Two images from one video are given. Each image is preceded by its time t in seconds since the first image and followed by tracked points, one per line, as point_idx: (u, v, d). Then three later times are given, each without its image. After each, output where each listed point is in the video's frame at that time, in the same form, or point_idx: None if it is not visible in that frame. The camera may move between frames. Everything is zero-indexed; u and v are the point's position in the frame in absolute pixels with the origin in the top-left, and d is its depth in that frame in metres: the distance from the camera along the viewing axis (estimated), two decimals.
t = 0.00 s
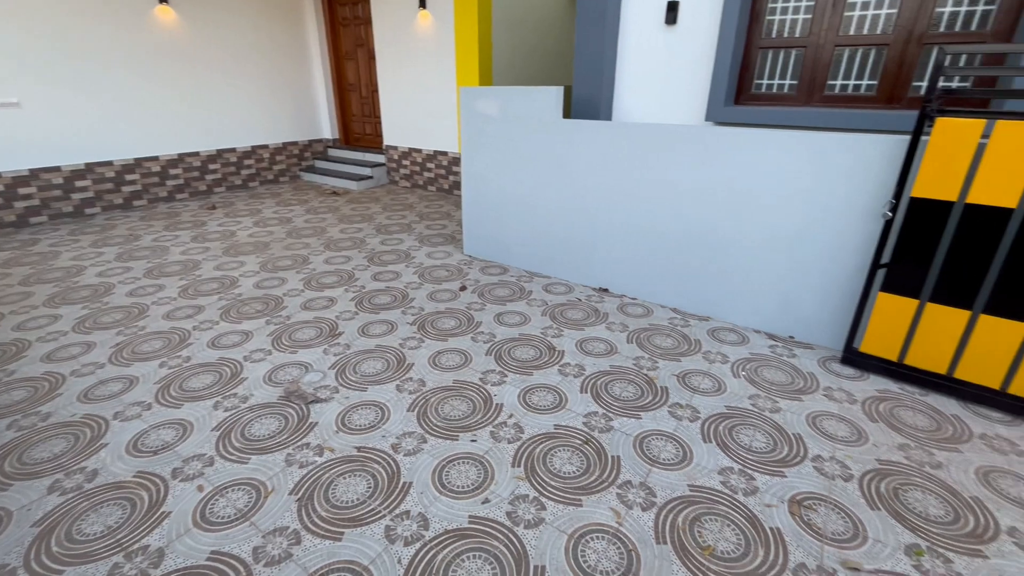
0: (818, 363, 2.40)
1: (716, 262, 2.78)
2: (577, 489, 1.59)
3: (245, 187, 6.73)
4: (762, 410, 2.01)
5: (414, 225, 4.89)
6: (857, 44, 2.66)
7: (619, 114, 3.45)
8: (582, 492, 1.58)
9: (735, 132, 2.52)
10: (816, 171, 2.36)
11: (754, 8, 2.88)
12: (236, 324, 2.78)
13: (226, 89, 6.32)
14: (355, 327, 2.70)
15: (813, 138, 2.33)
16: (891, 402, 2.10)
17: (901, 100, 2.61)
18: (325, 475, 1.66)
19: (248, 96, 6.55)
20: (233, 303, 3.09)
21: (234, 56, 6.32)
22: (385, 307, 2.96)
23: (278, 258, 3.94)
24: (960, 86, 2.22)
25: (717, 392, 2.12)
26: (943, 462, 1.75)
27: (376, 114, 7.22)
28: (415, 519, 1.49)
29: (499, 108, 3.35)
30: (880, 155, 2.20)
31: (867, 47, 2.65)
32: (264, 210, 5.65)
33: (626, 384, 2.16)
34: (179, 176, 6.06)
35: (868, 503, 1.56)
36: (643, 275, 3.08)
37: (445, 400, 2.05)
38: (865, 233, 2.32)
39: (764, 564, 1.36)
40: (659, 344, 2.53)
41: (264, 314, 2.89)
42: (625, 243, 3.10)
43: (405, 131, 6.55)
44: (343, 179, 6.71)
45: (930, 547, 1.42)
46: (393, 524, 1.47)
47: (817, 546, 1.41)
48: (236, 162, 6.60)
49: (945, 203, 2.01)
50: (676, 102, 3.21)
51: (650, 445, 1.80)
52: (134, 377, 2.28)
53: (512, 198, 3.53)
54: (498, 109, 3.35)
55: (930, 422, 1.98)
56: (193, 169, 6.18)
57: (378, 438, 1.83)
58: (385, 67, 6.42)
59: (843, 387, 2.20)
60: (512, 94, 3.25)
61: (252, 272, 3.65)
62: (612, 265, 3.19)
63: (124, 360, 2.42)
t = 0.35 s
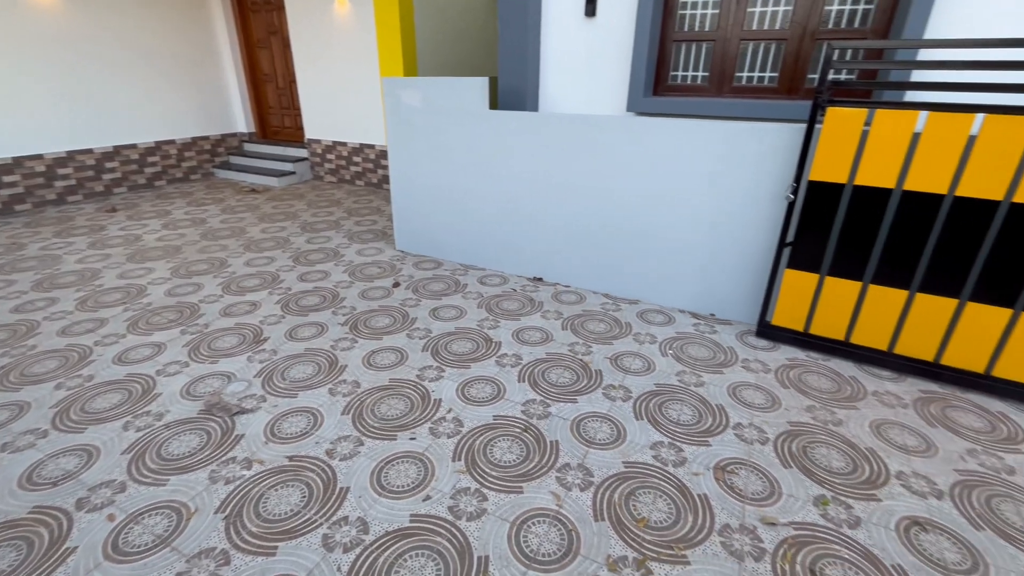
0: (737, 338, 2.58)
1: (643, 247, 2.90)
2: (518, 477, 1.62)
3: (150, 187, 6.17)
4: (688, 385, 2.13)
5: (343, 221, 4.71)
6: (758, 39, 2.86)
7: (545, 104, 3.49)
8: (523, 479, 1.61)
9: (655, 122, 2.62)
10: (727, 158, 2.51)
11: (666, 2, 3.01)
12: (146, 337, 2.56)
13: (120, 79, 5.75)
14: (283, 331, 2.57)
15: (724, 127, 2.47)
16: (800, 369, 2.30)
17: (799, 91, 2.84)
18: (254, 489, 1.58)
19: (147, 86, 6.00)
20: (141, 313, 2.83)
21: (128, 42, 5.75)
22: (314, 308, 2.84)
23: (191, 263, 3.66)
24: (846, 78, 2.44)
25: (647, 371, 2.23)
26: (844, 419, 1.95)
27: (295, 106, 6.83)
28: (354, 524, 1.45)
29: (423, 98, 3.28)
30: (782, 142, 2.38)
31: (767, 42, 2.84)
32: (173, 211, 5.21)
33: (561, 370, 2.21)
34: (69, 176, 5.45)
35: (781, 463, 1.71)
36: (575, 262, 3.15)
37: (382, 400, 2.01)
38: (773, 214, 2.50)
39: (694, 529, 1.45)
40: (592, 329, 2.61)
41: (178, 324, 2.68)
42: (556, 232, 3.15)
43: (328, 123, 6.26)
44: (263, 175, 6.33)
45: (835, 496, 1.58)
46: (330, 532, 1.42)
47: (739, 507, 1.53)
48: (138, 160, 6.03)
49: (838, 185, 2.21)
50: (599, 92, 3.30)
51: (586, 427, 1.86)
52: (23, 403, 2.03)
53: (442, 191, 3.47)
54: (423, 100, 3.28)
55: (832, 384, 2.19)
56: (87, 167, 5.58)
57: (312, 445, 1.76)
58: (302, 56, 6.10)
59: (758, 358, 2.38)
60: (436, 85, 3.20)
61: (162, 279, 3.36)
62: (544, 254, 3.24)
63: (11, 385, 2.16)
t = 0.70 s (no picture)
0: (660, 323, 2.73)
1: (570, 241, 2.97)
2: (456, 476, 1.62)
3: (29, 196, 5.49)
4: (617, 371, 2.23)
5: (260, 226, 4.45)
6: (667, 39, 3.02)
7: (468, 101, 3.49)
8: (461, 478, 1.61)
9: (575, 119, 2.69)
10: (644, 153, 2.64)
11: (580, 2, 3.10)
12: (33, 364, 2.28)
13: None
14: (197, 347, 2.39)
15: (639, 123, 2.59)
16: (716, 348, 2.48)
17: (705, 89, 3.03)
18: (172, 520, 1.46)
19: (19, 82, 5.32)
20: (25, 338, 2.52)
21: None
22: (232, 320, 2.66)
23: (85, 278, 3.30)
24: (744, 78, 2.64)
25: (579, 361, 2.30)
26: (756, 391, 2.12)
27: (199, 104, 6.30)
28: (287, 544, 1.39)
29: (342, 96, 3.17)
30: (692, 137, 2.53)
31: (675, 42, 3.01)
32: (59, 221, 4.67)
33: (496, 366, 2.24)
34: None
35: (703, 437, 1.83)
36: (506, 258, 3.17)
37: (311, 411, 1.93)
38: (687, 205, 2.66)
39: (627, 508, 1.52)
40: (525, 324, 2.65)
41: (72, 348, 2.41)
42: (485, 229, 3.16)
43: (238, 122, 5.87)
44: (166, 179, 5.82)
45: (750, 463, 1.72)
46: (260, 555, 1.35)
47: (667, 482, 1.62)
48: (13, 165, 5.34)
49: (741, 177, 2.39)
50: (521, 90, 3.34)
51: (523, 420, 1.89)
52: None
53: (366, 191, 3.37)
54: (342, 97, 3.17)
55: (745, 360, 2.38)
56: None
57: (236, 465, 1.66)
58: (204, 50, 5.67)
59: (680, 341, 2.53)
60: (355, 82, 3.10)
61: (50, 298, 3.01)
62: (475, 252, 3.24)
63: None
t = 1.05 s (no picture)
0: (587, 317, 2.82)
1: (496, 242, 2.99)
2: (391, 489, 1.58)
3: None
4: (548, 368, 2.28)
5: (162, 240, 4.08)
6: (580, 43, 3.12)
7: (386, 104, 3.40)
8: (396, 490, 1.58)
9: (494, 121, 2.72)
10: (562, 154, 2.71)
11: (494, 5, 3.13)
12: None
13: None
14: (89, 378, 2.15)
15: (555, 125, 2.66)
16: (640, 338, 2.60)
17: (617, 91, 3.17)
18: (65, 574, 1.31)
19: None
20: None
21: None
22: (132, 345, 2.42)
23: None
24: (652, 81, 2.79)
25: (510, 360, 2.33)
26: (677, 376, 2.25)
27: (80, 106, 5.65)
28: None
29: (248, 99, 2.98)
30: (606, 138, 2.64)
31: (587, 46, 3.12)
32: None
33: (428, 372, 2.21)
34: None
35: (631, 424, 1.92)
36: (432, 262, 3.13)
37: (228, 437, 1.80)
38: (605, 203, 2.77)
39: (562, 501, 1.56)
40: (455, 327, 2.64)
41: None
42: (410, 233, 3.10)
43: (130, 127, 5.34)
44: (44, 191, 5.17)
45: (674, 445, 1.82)
46: None
47: (599, 471, 1.68)
48: None
49: (653, 175, 2.53)
50: (440, 92, 3.31)
51: (457, 425, 1.88)
52: None
53: (280, 198, 3.20)
54: (247, 100, 2.98)
55: (666, 347, 2.51)
56: None
57: (142, 505, 1.51)
58: (84, 47, 5.11)
59: (606, 334, 2.63)
60: (262, 84, 2.93)
61: None
62: (401, 257, 3.17)
63: None
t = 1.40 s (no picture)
0: (516, 320, 2.86)
1: (421, 250, 2.95)
2: (319, 514, 1.50)
3: None
4: (479, 374, 2.28)
5: (38, 264, 3.61)
6: (494, 51, 3.16)
7: (297, 111, 3.25)
8: (324, 515, 1.50)
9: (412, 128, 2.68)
10: (482, 160, 2.73)
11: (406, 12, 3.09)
12: None
13: None
14: None
15: (474, 132, 2.67)
16: (567, 338, 2.67)
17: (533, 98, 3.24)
18: None
19: None
20: None
21: None
22: (4, 386, 2.12)
23: None
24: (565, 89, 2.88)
25: (441, 369, 2.30)
26: (603, 372, 2.34)
27: None
28: None
29: (137, 105, 2.73)
30: (525, 144, 2.69)
31: (502, 54, 3.17)
32: None
33: (355, 388, 2.13)
34: None
35: (562, 422, 1.97)
36: (355, 273, 3.03)
37: (129, 478, 1.63)
38: (527, 208, 2.82)
39: (498, 506, 1.56)
40: (382, 339, 2.57)
41: None
42: (329, 244, 2.98)
43: None
44: None
45: (603, 438, 1.89)
46: None
47: (533, 472, 1.70)
48: None
49: (571, 179, 2.61)
50: (354, 99, 3.22)
51: (388, 440, 1.83)
52: None
53: (181, 212, 2.95)
54: (137, 107, 2.73)
55: (592, 345, 2.60)
56: None
57: (23, 567, 1.33)
58: None
59: (535, 335, 2.68)
60: (153, 90, 2.69)
61: None
62: (321, 270, 3.03)
63: None
